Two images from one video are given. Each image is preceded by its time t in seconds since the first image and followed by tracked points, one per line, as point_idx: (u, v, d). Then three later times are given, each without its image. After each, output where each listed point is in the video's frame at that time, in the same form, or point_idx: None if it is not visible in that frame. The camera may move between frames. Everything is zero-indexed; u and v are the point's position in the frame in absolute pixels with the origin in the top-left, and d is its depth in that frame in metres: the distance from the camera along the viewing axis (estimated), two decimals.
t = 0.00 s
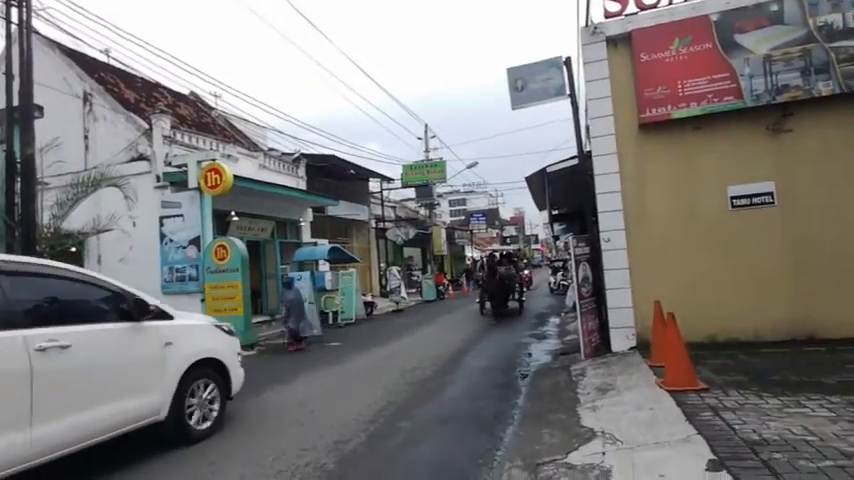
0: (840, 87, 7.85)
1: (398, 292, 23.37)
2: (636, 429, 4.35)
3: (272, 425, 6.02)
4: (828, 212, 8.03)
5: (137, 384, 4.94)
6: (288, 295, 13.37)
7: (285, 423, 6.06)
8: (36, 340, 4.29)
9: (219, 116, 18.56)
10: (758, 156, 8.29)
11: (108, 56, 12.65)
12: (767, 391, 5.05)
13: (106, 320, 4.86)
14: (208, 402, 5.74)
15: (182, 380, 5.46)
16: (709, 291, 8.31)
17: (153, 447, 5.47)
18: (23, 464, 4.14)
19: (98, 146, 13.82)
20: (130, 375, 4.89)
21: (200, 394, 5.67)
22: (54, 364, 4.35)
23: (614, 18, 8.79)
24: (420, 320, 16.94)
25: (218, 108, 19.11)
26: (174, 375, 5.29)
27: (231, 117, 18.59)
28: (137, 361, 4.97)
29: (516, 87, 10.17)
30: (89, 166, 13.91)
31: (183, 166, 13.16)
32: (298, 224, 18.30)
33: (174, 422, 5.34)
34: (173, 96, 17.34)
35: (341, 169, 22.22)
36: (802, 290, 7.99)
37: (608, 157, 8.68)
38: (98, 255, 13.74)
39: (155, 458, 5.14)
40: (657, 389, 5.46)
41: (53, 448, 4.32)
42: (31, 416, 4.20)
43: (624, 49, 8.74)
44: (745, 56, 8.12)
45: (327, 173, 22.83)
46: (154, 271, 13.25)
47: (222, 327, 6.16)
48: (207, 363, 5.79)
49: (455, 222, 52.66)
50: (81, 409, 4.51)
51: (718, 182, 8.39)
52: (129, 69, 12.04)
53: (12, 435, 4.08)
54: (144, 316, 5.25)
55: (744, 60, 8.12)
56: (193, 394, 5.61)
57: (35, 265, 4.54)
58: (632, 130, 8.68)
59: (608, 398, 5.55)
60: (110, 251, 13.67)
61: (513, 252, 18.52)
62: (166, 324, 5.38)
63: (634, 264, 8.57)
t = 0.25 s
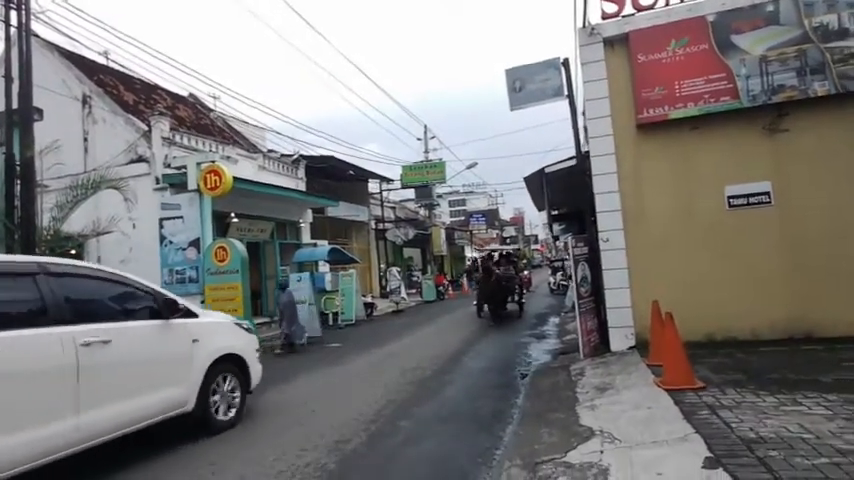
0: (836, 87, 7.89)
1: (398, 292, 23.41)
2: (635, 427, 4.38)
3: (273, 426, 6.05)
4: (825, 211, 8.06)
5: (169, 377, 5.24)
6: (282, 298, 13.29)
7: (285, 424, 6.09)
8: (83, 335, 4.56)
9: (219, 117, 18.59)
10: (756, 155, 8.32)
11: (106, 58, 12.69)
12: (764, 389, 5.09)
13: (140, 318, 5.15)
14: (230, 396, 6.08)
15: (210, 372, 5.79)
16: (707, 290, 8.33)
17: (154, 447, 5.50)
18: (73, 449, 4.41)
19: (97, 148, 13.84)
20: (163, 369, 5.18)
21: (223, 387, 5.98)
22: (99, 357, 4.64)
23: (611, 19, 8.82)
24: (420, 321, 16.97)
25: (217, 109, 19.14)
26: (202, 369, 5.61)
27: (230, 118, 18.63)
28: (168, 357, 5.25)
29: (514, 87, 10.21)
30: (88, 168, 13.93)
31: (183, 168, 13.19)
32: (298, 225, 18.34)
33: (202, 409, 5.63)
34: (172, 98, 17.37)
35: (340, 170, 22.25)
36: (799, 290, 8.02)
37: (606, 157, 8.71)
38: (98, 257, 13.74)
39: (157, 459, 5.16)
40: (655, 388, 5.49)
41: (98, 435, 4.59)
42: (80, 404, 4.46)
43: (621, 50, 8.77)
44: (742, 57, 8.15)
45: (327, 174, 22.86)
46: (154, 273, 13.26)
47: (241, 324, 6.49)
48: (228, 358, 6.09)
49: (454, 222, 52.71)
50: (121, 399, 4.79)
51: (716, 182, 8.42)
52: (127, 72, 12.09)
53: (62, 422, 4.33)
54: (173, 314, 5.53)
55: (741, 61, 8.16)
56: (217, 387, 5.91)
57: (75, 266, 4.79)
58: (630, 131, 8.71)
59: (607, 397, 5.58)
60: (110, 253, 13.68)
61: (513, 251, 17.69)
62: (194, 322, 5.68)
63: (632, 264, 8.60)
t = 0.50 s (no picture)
0: (836, 91, 7.94)
1: (397, 292, 23.47)
2: (629, 426, 4.43)
3: (272, 422, 6.10)
4: (823, 214, 8.11)
5: (196, 365, 5.76)
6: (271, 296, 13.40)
7: (284, 420, 6.14)
8: (121, 324, 5.09)
9: (220, 116, 18.66)
10: (755, 159, 8.37)
11: (109, 56, 12.74)
12: (758, 390, 5.14)
13: (169, 310, 5.67)
14: (250, 384, 6.56)
15: (232, 361, 6.31)
16: (705, 292, 8.38)
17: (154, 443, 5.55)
18: (110, 427, 4.93)
19: (99, 146, 13.90)
20: (191, 357, 5.72)
21: (244, 376, 6.47)
22: (134, 345, 5.16)
23: (612, 22, 8.88)
24: (420, 321, 17.02)
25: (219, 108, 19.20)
26: (225, 358, 6.13)
27: (231, 117, 18.69)
28: (195, 346, 5.78)
29: (514, 89, 10.27)
30: (91, 165, 13.99)
31: (184, 166, 13.25)
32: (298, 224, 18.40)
33: (228, 395, 6.15)
34: (174, 96, 17.43)
35: (341, 169, 22.30)
36: (796, 292, 8.07)
37: (605, 159, 8.76)
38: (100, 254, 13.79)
39: (157, 454, 5.22)
40: (651, 388, 5.55)
41: (130, 416, 5.09)
42: (117, 387, 4.98)
43: (621, 52, 8.82)
44: (742, 60, 8.20)
45: (327, 174, 22.92)
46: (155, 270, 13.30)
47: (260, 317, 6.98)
48: (248, 349, 6.58)
49: (455, 222, 52.76)
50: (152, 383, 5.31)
51: (715, 184, 8.47)
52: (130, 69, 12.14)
53: (106, 401, 4.90)
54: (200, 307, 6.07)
55: (741, 64, 8.21)
56: (239, 376, 6.41)
57: (116, 263, 5.34)
58: (629, 133, 8.76)
59: (603, 397, 5.64)
60: (111, 250, 13.69)
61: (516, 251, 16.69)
62: (217, 314, 6.21)
63: (630, 266, 8.65)
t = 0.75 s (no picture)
0: (846, 86, 7.92)
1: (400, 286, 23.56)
2: (625, 419, 4.51)
3: (274, 412, 6.20)
4: (827, 212, 8.13)
5: (224, 348, 6.16)
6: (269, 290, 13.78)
7: (286, 411, 6.24)
8: (162, 309, 5.47)
9: (225, 109, 18.72)
10: (759, 156, 8.38)
11: (115, 49, 12.80)
12: (755, 386, 5.20)
13: (200, 297, 6.04)
14: (271, 370, 6.92)
15: (256, 346, 6.75)
16: (707, 289, 8.42)
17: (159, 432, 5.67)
18: (150, 402, 5.27)
19: (106, 139, 14.00)
20: (220, 341, 6.11)
21: (265, 361, 6.86)
22: (172, 330, 5.53)
23: (618, 15, 8.87)
24: (422, 315, 17.10)
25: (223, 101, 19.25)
26: (249, 344, 6.53)
27: (236, 110, 18.75)
28: (224, 330, 6.18)
29: (518, 84, 10.29)
30: (97, 158, 14.09)
31: (190, 160, 13.33)
32: (302, 218, 18.49)
33: (252, 376, 6.54)
34: (179, 90, 17.50)
35: (344, 163, 22.34)
36: (798, 289, 8.10)
37: (608, 155, 8.79)
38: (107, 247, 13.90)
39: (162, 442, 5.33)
40: (648, 383, 5.62)
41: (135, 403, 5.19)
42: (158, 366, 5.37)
43: (628, 47, 8.82)
44: (751, 54, 8.19)
45: (331, 168, 22.97)
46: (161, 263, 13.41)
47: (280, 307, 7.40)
48: (269, 335, 6.99)
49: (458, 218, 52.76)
50: (186, 365, 5.68)
51: (719, 181, 8.49)
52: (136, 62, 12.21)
53: (148, 379, 5.25)
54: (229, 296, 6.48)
55: (750, 59, 8.20)
56: (261, 360, 6.80)
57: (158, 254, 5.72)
58: (634, 129, 8.78)
59: (600, 391, 5.71)
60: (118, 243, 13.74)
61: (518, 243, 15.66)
62: (243, 303, 6.62)
63: (633, 261, 8.70)
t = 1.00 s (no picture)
0: None
1: (405, 278, 23.67)
2: (619, 415, 4.59)
3: (277, 401, 6.33)
4: (834, 213, 8.10)
5: (249, 332, 6.82)
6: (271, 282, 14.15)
7: (289, 399, 6.37)
8: (197, 297, 6.13)
9: (234, 100, 18.81)
10: (768, 155, 8.36)
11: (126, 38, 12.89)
12: (752, 385, 5.24)
13: (228, 286, 6.69)
14: (291, 354, 7.59)
15: (279, 331, 7.43)
16: (711, 287, 8.44)
17: (166, 419, 5.83)
18: (186, 379, 5.92)
19: (116, 128, 14.15)
20: (246, 325, 6.77)
21: (285, 346, 7.50)
22: (206, 314, 6.18)
23: (629, 8, 8.82)
24: (427, 307, 17.20)
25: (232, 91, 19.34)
26: (272, 331, 7.19)
27: (245, 101, 18.84)
28: (249, 316, 6.85)
29: (525, 78, 10.27)
30: (107, 147, 14.25)
31: (198, 150, 13.44)
32: (309, 209, 18.62)
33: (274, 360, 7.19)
34: (189, 80, 17.60)
35: (352, 155, 22.39)
36: (805, 289, 8.10)
37: (614, 152, 8.80)
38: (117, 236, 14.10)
39: (168, 428, 5.49)
40: (646, 379, 5.68)
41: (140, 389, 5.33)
42: (193, 346, 6.02)
43: (638, 41, 8.80)
44: (764, 50, 8.13)
45: (339, 159, 23.04)
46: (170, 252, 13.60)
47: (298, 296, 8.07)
48: (288, 322, 7.66)
49: (465, 211, 52.70)
50: (215, 348, 6.31)
51: (726, 179, 8.48)
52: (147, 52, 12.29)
53: (185, 358, 5.89)
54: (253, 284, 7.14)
55: (763, 54, 8.14)
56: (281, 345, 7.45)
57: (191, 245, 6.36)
58: (642, 125, 8.77)
59: (597, 386, 5.79)
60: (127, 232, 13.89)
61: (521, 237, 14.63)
62: (266, 291, 7.28)
63: (637, 258, 8.72)
